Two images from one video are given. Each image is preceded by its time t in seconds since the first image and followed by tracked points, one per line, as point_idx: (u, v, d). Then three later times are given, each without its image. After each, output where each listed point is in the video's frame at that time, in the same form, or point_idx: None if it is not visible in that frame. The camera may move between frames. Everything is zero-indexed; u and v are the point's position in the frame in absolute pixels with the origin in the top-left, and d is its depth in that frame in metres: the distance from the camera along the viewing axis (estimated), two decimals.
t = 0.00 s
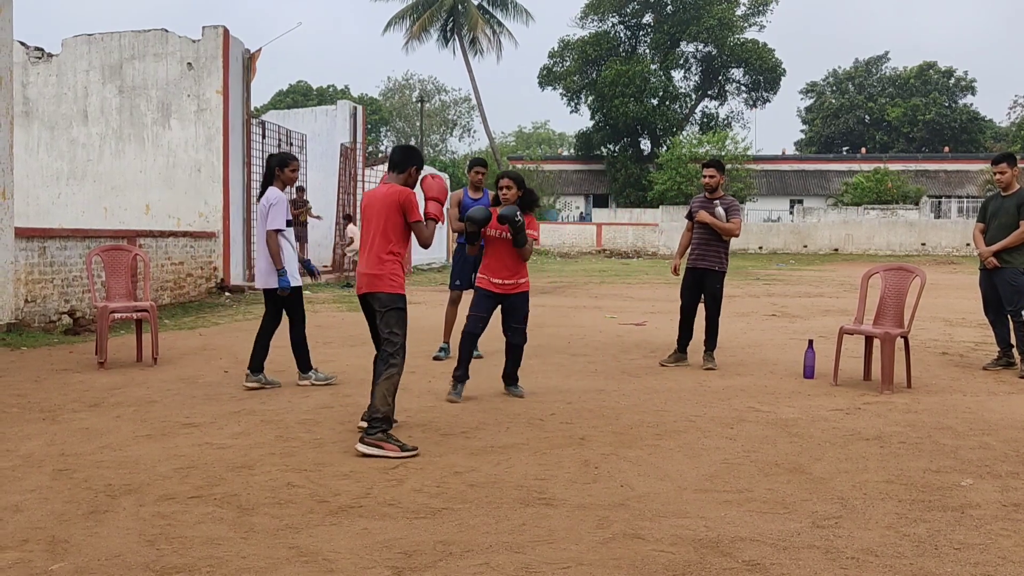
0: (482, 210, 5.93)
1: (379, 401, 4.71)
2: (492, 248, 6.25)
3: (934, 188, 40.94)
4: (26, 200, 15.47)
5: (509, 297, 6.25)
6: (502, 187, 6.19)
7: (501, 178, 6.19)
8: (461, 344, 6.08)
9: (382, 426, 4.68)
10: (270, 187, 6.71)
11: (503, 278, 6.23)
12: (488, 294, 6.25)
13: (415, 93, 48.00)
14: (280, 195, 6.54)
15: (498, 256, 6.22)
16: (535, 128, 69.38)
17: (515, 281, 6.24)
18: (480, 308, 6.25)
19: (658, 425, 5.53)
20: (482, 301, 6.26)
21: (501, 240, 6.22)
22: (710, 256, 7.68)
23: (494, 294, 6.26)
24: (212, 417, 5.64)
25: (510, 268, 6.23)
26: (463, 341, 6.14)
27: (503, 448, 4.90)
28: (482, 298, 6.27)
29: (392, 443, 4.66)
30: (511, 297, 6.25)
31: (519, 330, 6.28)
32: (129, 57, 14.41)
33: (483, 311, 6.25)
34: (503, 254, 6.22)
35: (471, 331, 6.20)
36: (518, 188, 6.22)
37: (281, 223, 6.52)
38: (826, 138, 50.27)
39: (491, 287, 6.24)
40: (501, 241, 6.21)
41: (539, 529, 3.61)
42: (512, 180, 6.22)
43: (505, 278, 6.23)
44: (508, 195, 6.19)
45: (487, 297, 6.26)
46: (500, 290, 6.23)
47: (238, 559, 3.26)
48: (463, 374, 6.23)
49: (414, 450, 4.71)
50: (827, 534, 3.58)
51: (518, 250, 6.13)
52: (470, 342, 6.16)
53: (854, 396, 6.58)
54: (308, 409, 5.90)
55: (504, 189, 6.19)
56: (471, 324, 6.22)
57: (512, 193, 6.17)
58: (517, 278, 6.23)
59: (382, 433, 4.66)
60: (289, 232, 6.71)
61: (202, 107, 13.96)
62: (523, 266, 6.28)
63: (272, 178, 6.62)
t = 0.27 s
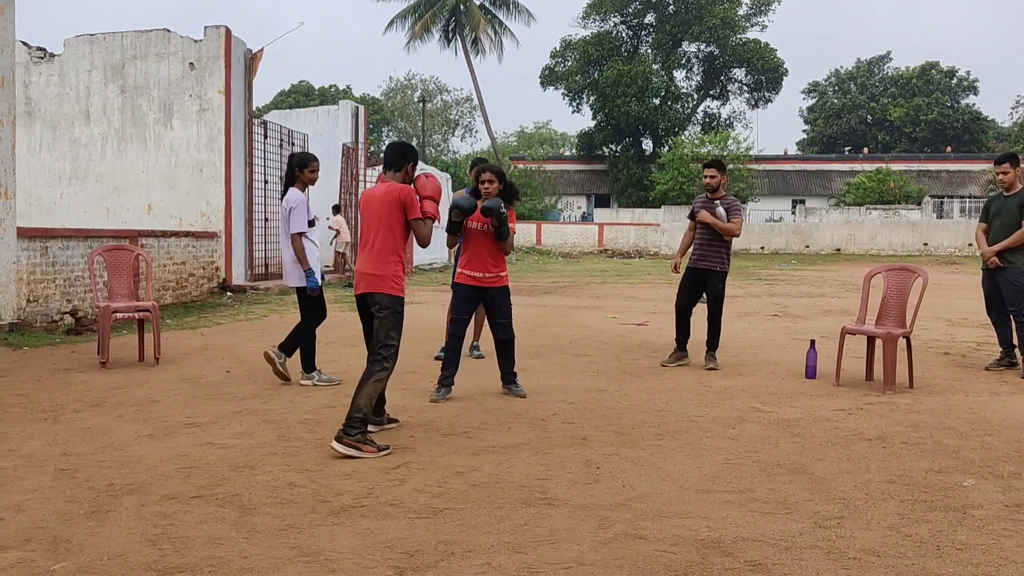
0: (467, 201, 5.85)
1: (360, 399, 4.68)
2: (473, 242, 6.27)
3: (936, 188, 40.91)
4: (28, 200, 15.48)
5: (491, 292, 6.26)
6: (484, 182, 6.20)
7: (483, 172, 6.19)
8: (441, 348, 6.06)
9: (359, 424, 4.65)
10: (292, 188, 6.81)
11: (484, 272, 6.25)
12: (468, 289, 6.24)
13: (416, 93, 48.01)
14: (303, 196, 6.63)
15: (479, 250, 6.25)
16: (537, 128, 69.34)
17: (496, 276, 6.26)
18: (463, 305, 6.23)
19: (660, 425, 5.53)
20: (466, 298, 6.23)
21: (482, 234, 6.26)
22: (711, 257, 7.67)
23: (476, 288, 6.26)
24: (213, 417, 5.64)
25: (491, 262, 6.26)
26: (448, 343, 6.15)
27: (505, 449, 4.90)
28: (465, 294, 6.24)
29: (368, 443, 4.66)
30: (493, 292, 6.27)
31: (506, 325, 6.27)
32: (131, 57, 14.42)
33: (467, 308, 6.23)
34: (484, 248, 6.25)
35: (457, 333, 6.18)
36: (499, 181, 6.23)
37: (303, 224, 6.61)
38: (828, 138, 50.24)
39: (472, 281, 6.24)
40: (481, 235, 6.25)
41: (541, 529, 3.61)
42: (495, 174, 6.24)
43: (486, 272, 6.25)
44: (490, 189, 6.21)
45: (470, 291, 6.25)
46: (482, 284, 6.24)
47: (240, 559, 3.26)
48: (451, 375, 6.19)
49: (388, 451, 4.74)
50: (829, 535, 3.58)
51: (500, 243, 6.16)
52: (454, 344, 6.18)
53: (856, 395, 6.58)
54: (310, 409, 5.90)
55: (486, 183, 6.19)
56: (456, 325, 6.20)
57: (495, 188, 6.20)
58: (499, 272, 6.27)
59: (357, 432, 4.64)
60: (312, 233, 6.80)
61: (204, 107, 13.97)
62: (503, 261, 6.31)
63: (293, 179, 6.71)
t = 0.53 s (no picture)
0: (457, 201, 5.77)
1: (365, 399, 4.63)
2: (466, 242, 6.27)
3: (938, 188, 40.88)
4: (30, 200, 15.49)
5: (487, 291, 6.26)
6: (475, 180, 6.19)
7: (473, 171, 6.18)
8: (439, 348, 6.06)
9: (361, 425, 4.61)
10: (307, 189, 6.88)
11: (479, 271, 6.24)
12: (464, 289, 6.24)
13: (419, 93, 48.04)
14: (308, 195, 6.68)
15: (473, 251, 6.24)
16: (539, 128, 69.32)
17: (492, 275, 6.26)
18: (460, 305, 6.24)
19: (661, 425, 5.52)
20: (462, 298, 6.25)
21: (475, 234, 6.27)
22: (712, 257, 7.67)
23: (472, 288, 6.25)
24: (215, 417, 5.65)
25: (486, 261, 6.25)
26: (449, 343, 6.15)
27: (506, 448, 4.90)
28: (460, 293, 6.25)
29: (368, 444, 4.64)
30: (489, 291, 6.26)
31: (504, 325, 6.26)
32: (133, 57, 14.43)
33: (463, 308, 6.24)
34: (478, 248, 6.25)
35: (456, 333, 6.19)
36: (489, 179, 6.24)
37: (306, 224, 6.65)
38: (831, 138, 50.20)
39: (468, 282, 6.24)
40: (475, 235, 6.25)
41: (543, 529, 3.61)
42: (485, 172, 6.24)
43: (482, 272, 6.25)
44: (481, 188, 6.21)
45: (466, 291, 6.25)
46: (478, 284, 6.24)
47: (242, 559, 3.26)
48: (452, 374, 6.20)
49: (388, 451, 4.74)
50: (831, 535, 3.58)
51: (493, 242, 6.15)
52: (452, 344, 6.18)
53: (857, 396, 6.58)
54: (312, 409, 5.90)
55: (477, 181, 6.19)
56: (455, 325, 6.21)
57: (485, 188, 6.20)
58: (493, 271, 6.26)
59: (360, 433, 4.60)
60: (322, 232, 6.83)
61: (206, 107, 13.98)
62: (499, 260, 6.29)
63: (302, 179, 6.77)
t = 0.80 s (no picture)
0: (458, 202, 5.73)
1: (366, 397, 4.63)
2: (467, 244, 6.26)
3: (940, 188, 40.88)
4: (32, 200, 15.50)
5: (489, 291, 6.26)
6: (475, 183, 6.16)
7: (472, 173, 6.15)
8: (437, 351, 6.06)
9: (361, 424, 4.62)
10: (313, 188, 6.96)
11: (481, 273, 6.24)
12: (467, 290, 6.24)
13: (420, 93, 48.08)
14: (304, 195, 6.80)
15: (474, 252, 6.23)
16: (540, 128, 69.27)
17: (494, 276, 6.26)
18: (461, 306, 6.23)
19: (663, 425, 5.52)
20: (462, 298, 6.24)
21: (475, 236, 6.26)
22: (714, 257, 7.67)
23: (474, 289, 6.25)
24: (217, 417, 5.65)
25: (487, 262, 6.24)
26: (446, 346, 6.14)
27: (508, 449, 4.90)
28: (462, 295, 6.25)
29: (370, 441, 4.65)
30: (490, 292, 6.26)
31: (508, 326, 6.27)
32: (135, 57, 14.44)
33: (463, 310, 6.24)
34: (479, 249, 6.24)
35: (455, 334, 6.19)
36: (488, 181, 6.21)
37: (298, 223, 6.77)
38: (832, 138, 50.19)
39: (470, 283, 6.24)
40: (476, 237, 6.24)
41: (544, 529, 3.62)
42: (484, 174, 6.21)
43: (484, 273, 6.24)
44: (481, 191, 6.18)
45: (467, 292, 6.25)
46: (480, 285, 6.24)
47: (244, 559, 3.27)
48: (452, 375, 6.23)
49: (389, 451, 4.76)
50: (832, 536, 3.58)
51: (494, 243, 6.13)
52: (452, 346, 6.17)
53: (859, 396, 6.60)
54: (314, 409, 5.90)
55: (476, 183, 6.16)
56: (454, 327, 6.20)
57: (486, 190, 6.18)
58: (495, 272, 6.26)
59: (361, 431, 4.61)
60: (319, 232, 6.88)
61: (208, 107, 13.99)
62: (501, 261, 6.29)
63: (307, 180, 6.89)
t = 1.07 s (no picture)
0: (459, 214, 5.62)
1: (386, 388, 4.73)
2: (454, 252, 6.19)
3: (942, 188, 40.85)
4: (35, 199, 15.52)
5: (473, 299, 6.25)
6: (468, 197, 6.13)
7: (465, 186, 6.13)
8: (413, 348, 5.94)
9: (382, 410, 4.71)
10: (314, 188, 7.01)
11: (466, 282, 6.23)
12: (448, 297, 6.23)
13: (422, 93, 48.09)
14: (298, 195, 6.92)
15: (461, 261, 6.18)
16: (542, 128, 69.24)
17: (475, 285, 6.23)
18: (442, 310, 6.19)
19: (664, 425, 5.52)
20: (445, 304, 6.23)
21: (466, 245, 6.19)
22: (716, 257, 7.66)
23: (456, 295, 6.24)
24: (220, 417, 5.65)
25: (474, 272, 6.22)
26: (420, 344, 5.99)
27: (510, 448, 4.90)
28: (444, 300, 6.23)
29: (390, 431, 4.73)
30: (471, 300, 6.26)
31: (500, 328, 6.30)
32: (137, 57, 14.45)
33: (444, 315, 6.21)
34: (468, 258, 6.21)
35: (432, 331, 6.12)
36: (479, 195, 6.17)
37: (289, 221, 6.88)
38: (834, 138, 50.14)
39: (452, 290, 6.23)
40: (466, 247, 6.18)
41: (547, 529, 3.61)
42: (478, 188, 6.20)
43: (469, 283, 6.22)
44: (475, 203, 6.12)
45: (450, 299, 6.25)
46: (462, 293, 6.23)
47: (246, 559, 3.26)
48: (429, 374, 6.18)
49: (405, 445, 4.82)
50: (835, 536, 3.57)
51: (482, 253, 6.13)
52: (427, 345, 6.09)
53: (861, 396, 6.60)
54: (316, 409, 5.91)
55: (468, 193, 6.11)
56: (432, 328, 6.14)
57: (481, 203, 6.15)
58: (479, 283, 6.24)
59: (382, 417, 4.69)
60: (311, 231, 6.92)
61: (210, 107, 13.99)
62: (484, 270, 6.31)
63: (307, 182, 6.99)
